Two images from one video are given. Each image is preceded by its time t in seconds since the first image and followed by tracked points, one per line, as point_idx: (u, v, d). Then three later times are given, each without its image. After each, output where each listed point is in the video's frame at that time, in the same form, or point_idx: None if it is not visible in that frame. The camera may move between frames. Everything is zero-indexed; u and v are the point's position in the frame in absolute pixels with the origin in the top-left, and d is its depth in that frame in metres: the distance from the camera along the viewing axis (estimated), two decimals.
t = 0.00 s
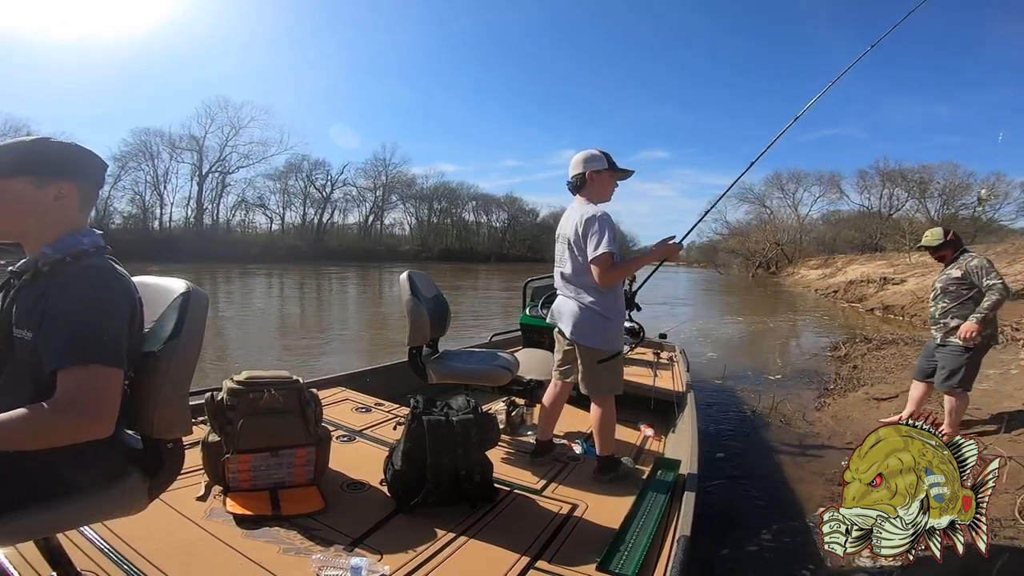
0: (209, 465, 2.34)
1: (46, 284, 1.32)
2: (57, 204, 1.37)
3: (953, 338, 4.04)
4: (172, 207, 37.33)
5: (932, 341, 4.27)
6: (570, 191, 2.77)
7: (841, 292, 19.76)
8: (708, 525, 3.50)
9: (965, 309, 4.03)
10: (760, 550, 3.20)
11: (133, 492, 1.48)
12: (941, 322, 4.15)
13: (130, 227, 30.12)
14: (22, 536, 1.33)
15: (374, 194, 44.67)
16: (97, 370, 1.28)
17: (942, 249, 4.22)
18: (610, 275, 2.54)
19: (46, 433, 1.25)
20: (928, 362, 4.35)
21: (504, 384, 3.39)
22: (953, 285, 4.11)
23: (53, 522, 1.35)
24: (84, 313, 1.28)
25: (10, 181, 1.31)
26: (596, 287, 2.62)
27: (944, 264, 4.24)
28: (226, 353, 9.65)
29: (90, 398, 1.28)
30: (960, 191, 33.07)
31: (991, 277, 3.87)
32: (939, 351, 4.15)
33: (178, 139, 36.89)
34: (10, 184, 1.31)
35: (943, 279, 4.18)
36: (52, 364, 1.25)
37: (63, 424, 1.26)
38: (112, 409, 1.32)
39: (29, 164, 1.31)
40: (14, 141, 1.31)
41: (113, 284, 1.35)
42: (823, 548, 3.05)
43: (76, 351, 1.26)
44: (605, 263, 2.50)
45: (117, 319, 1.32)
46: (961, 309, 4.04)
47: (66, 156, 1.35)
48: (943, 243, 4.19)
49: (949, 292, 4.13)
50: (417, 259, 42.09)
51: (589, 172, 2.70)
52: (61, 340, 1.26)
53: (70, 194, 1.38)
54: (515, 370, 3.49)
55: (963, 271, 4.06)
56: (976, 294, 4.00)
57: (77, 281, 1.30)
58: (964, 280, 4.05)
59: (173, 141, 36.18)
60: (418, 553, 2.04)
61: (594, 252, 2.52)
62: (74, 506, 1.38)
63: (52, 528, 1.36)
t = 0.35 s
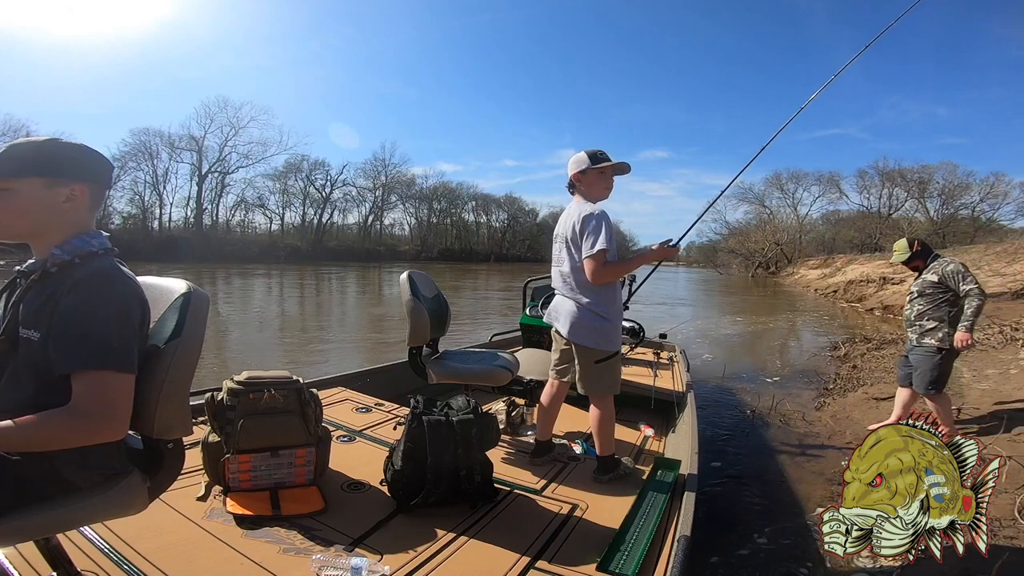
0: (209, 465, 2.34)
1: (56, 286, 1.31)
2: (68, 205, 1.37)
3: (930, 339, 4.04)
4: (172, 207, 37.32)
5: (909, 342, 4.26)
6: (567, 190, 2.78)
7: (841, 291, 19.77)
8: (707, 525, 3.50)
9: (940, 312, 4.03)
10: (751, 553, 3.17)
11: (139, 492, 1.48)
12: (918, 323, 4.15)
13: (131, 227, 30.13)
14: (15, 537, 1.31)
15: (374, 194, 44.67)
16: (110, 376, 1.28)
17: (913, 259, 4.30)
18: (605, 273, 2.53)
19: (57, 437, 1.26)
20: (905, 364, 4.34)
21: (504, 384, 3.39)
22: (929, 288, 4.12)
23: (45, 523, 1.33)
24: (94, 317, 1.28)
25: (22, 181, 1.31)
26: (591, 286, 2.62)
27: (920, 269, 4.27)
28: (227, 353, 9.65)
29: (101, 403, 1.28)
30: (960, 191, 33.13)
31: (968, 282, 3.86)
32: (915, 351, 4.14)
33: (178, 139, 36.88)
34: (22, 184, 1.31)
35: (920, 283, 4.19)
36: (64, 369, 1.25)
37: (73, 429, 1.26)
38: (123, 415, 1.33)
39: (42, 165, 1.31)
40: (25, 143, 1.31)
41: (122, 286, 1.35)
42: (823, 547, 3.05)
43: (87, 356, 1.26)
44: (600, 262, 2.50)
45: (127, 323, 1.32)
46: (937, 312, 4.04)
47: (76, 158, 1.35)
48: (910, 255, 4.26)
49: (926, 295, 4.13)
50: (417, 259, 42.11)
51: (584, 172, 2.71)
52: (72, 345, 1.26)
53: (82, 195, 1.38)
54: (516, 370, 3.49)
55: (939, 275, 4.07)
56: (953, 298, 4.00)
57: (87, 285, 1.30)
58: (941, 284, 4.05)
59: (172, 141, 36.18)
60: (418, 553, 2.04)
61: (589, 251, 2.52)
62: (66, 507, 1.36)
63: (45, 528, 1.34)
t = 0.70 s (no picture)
0: (209, 465, 2.34)
1: (63, 286, 1.31)
2: (78, 206, 1.37)
3: (914, 339, 4.05)
4: (172, 207, 37.33)
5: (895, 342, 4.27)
6: (566, 191, 2.79)
7: (841, 292, 19.78)
8: (707, 525, 3.50)
9: (925, 314, 4.04)
10: (750, 553, 3.16)
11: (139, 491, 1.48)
12: (903, 325, 4.16)
13: (131, 227, 30.16)
14: (15, 537, 1.31)
15: (375, 194, 44.68)
16: (114, 378, 1.28)
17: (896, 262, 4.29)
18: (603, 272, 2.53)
19: (59, 437, 1.26)
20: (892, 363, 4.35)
21: (504, 384, 3.39)
22: (914, 291, 4.11)
23: (45, 523, 1.33)
24: (99, 318, 1.28)
25: (33, 184, 1.31)
26: (588, 286, 2.62)
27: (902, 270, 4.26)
28: (226, 353, 9.65)
29: (104, 405, 1.28)
30: (959, 191, 33.19)
31: (951, 284, 3.85)
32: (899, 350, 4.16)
33: (178, 138, 36.87)
34: (33, 187, 1.31)
35: (905, 285, 4.18)
36: (68, 370, 1.25)
37: (76, 429, 1.26)
38: (124, 416, 1.33)
39: (52, 166, 1.31)
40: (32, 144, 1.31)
41: (128, 288, 1.35)
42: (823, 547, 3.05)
43: (92, 358, 1.26)
44: (597, 262, 2.50)
45: (133, 325, 1.32)
46: (923, 314, 4.04)
47: (83, 158, 1.35)
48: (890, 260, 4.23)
49: (911, 298, 4.12)
50: (417, 259, 42.13)
51: (582, 172, 2.71)
52: (79, 345, 1.26)
53: (91, 197, 1.38)
54: (516, 370, 3.49)
55: (923, 277, 4.07)
56: (938, 300, 4.00)
57: (94, 286, 1.30)
58: (925, 286, 4.04)
59: (172, 141, 36.19)
60: (419, 552, 2.05)
61: (586, 251, 2.52)
62: (66, 507, 1.36)
63: (45, 528, 1.34)
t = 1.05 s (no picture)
0: (209, 465, 2.34)
1: (67, 287, 1.31)
2: (82, 207, 1.37)
3: (908, 346, 4.06)
4: (172, 207, 37.35)
5: (887, 348, 4.28)
6: (566, 191, 2.79)
7: (841, 291, 19.79)
8: (707, 525, 3.50)
9: (917, 322, 4.04)
10: (750, 553, 3.16)
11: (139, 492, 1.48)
12: (896, 331, 4.16)
13: (131, 227, 30.19)
14: (15, 537, 1.31)
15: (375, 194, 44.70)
16: (117, 379, 1.29)
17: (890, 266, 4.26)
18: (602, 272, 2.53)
19: (61, 439, 1.26)
20: (883, 367, 4.37)
21: (504, 384, 3.39)
22: (906, 299, 4.11)
23: (45, 523, 1.33)
24: (101, 320, 1.28)
25: (36, 186, 1.31)
26: (588, 286, 2.62)
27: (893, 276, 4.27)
28: (226, 353, 9.65)
29: (107, 406, 1.28)
30: (959, 191, 33.22)
31: (945, 294, 3.87)
32: (892, 356, 4.17)
33: (177, 139, 36.89)
34: (36, 189, 1.31)
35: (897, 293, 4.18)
36: (72, 371, 1.26)
37: (78, 431, 1.26)
38: (127, 417, 1.33)
39: (54, 167, 1.31)
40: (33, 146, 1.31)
41: (131, 288, 1.35)
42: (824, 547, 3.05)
43: (96, 360, 1.26)
44: (597, 261, 2.49)
45: (136, 325, 1.32)
46: (915, 322, 4.04)
47: (83, 158, 1.35)
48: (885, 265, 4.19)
49: (903, 306, 4.12)
50: (417, 259, 42.14)
51: (583, 172, 2.71)
52: (83, 347, 1.26)
53: (94, 197, 1.39)
54: (516, 371, 3.49)
55: (915, 285, 4.07)
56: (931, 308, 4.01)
57: (99, 287, 1.30)
58: (918, 295, 4.05)
59: (172, 141, 36.22)
60: (419, 553, 2.05)
61: (585, 251, 2.52)
62: (67, 507, 1.36)
63: (45, 528, 1.34)
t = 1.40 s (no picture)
0: (209, 465, 2.34)
1: (64, 287, 1.31)
2: (78, 206, 1.37)
3: (907, 346, 4.05)
4: (172, 207, 37.35)
5: (885, 348, 4.27)
6: (566, 192, 2.79)
7: (841, 292, 19.80)
8: (708, 525, 3.50)
9: (916, 320, 4.04)
10: (750, 553, 3.16)
11: (137, 491, 1.48)
12: (894, 331, 4.15)
13: (131, 227, 30.19)
14: (14, 537, 1.31)
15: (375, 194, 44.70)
16: (113, 380, 1.28)
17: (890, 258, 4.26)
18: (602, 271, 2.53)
19: (58, 439, 1.25)
20: (882, 369, 4.36)
21: (504, 384, 3.39)
22: (904, 297, 4.12)
23: (47, 523, 1.33)
24: (98, 320, 1.28)
25: (32, 187, 1.31)
26: (588, 286, 2.62)
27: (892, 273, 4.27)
28: (226, 353, 9.65)
29: (104, 405, 1.28)
30: (959, 191, 33.27)
31: (942, 292, 3.86)
32: (890, 356, 4.16)
33: (177, 138, 36.86)
34: (33, 190, 1.31)
35: (895, 291, 4.19)
36: (69, 371, 1.26)
37: (75, 431, 1.26)
38: (125, 417, 1.33)
39: (48, 166, 1.31)
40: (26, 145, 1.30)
41: (128, 288, 1.35)
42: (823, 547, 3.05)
43: (93, 360, 1.26)
44: (597, 261, 2.49)
45: (133, 325, 1.33)
46: (912, 320, 4.05)
47: (75, 156, 1.34)
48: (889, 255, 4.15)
49: (901, 304, 4.13)
50: (417, 259, 42.16)
51: (583, 172, 2.71)
52: (81, 348, 1.26)
53: (90, 196, 1.39)
54: (516, 371, 3.49)
55: (914, 283, 4.09)
56: (928, 307, 4.01)
57: (96, 287, 1.30)
58: (917, 293, 4.05)
59: (171, 141, 36.20)
60: (419, 552, 2.05)
61: (585, 250, 2.52)
62: (68, 507, 1.36)
63: (47, 528, 1.34)
